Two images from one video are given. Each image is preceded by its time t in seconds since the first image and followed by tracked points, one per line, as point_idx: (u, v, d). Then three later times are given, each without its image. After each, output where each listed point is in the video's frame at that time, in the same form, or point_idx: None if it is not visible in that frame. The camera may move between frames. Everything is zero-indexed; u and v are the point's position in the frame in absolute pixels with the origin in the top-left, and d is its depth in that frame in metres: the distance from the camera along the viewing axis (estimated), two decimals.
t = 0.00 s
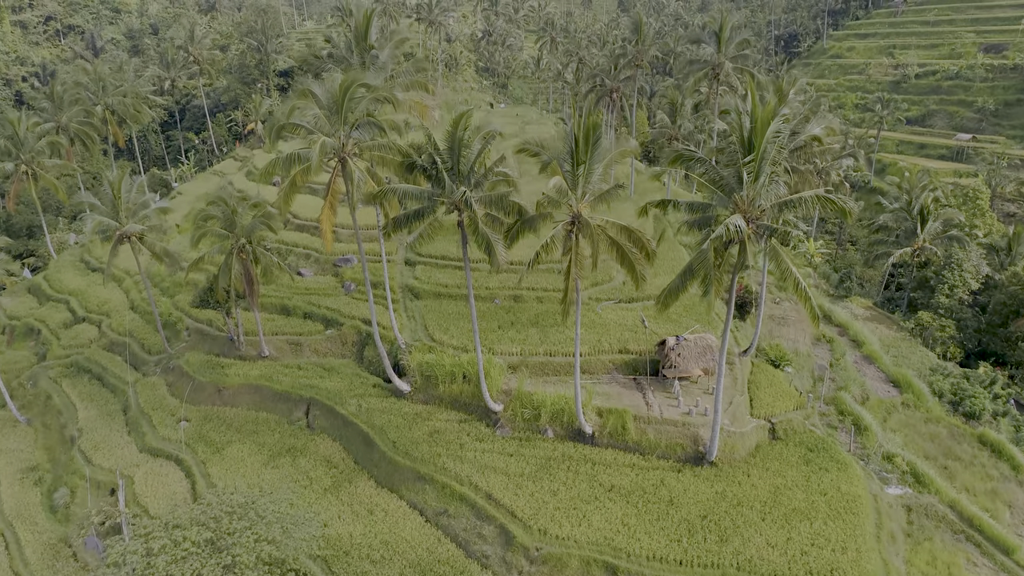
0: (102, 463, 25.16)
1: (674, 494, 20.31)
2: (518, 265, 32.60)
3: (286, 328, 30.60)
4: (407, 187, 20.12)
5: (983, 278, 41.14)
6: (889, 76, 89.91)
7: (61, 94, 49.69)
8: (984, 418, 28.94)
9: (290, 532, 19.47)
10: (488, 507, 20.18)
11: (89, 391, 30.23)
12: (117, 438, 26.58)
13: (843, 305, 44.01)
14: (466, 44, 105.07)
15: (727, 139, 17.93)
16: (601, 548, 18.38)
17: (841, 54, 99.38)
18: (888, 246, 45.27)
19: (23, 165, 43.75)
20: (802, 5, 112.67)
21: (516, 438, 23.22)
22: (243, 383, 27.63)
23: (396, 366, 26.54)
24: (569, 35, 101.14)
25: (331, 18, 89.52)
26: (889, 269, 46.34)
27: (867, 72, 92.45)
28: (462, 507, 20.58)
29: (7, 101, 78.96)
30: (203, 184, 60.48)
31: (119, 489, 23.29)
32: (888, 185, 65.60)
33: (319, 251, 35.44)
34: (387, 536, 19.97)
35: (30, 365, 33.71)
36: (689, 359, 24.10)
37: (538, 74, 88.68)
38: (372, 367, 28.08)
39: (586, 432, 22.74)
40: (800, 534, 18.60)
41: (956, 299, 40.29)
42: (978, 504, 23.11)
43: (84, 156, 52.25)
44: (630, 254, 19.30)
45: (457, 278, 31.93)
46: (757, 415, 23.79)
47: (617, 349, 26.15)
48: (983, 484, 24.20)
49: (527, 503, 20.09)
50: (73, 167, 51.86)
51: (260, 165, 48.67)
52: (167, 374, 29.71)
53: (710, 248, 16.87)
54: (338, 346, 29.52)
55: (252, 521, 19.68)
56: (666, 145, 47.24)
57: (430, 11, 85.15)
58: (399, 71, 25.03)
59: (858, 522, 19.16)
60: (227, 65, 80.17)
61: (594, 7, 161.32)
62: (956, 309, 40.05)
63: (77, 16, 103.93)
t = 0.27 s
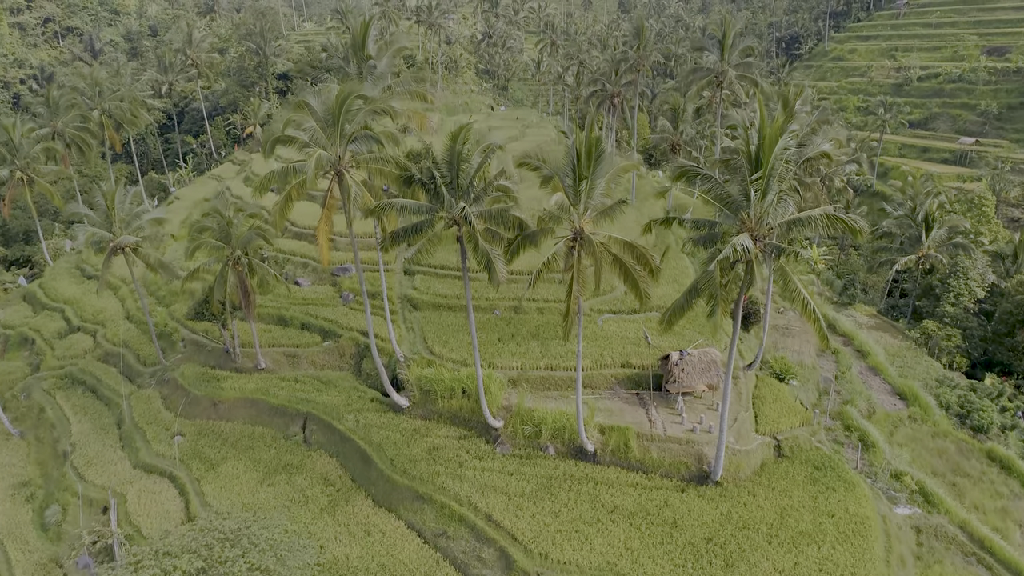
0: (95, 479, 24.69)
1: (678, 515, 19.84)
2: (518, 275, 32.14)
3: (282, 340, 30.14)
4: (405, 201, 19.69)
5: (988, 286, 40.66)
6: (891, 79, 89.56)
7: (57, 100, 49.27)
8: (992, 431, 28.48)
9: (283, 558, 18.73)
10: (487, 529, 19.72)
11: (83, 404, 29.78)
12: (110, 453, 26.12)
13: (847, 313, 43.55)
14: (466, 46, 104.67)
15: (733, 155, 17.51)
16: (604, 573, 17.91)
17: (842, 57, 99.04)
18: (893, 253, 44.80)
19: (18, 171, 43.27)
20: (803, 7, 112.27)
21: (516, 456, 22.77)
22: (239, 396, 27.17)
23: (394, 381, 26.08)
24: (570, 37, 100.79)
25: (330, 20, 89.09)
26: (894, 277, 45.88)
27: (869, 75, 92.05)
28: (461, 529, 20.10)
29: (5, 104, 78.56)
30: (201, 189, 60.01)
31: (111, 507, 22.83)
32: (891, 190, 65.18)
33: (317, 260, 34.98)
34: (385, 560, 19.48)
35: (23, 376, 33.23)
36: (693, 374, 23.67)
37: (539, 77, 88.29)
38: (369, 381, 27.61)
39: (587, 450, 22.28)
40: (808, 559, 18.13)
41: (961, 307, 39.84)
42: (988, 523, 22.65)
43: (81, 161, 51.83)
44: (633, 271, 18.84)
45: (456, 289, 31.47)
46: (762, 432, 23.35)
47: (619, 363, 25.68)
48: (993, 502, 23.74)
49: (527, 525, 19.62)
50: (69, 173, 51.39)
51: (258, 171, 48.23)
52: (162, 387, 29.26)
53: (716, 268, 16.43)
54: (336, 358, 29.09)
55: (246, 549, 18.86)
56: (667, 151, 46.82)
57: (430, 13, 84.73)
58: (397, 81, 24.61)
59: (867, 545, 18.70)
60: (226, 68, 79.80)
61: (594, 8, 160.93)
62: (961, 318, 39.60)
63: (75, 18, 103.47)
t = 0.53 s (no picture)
0: (87, 496, 24.22)
1: (682, 538, 19.34)
2: (519, 285, 31.64)
3: (279, 352, 29.66)
4: (402, 216, 19.21)
5: (994, 294, 40.15)
6: (893, 81, 89.16)
7: (52, 105, 48.86)
8: (1001, 446, 27.99)
9: None
10: (487, 552, 19.25)
11: (76, 417, 29.29)
12: (103, 469, 25.63)
13: (851, 321, 43.06)
14: (466, 47, 104.15)
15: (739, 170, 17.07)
16: None
17: (844, 59, 98.64)
18: (897, 260, 44.30)
19: (13, 178, 42.81)
20: (804, 9, 111.86)
21: (517, 474, 22.28)
22: (234, 410, 26.69)
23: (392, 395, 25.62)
24: (570, 40, 100.36)
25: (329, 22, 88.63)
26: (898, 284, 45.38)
27: (871, 77, 91.61)
28: (460, 551, 19.62)
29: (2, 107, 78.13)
30: (199, 194, 59.52)
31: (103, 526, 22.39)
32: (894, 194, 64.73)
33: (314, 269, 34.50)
34: None
35: (16, 388, 32.71)
36: (697, 390, 23.22)
37: (539, 79, 87.88)
38: (367, 394, 27.13)
39: (589, 468, 21.79)
40: None
41: (966, 316, 39.36)
42: (998, 542, 22.17)
43: (77, 166, 51.40)
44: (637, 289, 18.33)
45: (455, 299, 30.98)
46: (767, 450, 22.89)
47: (622, 377, 25.20)
48: (1003, 520, 23.25)
49: (528, 548, 19.13)
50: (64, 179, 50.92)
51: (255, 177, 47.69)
52: (156, 400, 28.76)
53: (722, 288, 15.93)
54: (333, 370, 28.63)
55: None
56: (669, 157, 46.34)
57: (430, 15, 84.29)
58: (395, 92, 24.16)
59: (877, 570, 18.19)
60: (224, 71, 79.41)
61: (595, 9, 160.52)
62: (967, 327, 39.12)
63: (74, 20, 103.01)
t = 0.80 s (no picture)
0: (78, 516, 23.70)
1: (688, 564, 18.79)
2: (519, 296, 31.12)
3: (275, 366, 29.14)
4: (400, 234, 18.67)
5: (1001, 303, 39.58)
6: (896, 84, 88.75)
7: (47, 110, 48.32)
8: (1011, 462, 27.46)
9: None
10: None
11: (68, 433, 28.75)
12: (95, 487, 25.09)
13: (855, 331, 42.55)
14: (466, 50, 103.68)
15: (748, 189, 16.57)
16: None
17: (846, 62, 98.23)
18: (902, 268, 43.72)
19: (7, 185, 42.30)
20: (806, 11, 111.44)
21: (518, 495, 21.73)
22: (229, 427, 26.15)
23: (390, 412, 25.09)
24: (571, 42, 99.90)
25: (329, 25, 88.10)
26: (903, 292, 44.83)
27: (873, 80, 91.15)
28: None
29: None
30: (196, 199, 58.98)
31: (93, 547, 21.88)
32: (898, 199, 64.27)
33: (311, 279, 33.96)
34: None
35: (8, 401, 32.17)
36: (701, 408, 22.69)
37: (540, 82, 87.44)
38: (364, 410, 26.61)
39: (592, 490, 21.25)
40: None
41: (973, 326, 38.79)
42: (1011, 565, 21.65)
43: (73, 172, 50.89)
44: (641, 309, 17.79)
45: (455, 311, 30.44)
46: (774, 470, 22.38)
47: (625, 394, 24.68)
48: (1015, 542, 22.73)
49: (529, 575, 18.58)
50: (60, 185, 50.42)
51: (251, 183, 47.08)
52: (150, 415, 28.23)
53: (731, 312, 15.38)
54: (330, 385, 28.14)
55: None
56: (671, 163, 45.78)
57: (429, 18, 83.78)
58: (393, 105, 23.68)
59: None
60: (223, 74, 78.95)
61: (595, 11, 160.13)
62: (974, 337, 38.57)
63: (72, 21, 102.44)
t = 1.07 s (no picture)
0: (69, 535, 23.17)
1: None
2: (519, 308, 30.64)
3: (271, 379, 28.68)
4: (397, 251, 18.17)
5: (1008, 311, 39.00)
6: (898, 87, 88.31)
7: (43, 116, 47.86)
8: (1020, 477, 27.00)
9: None
10: None
11: (61, 447, 28.25)
12: (87, 505, 24.59)
13: (860, 340, 42.10)
14: (466, 52, 103.18)
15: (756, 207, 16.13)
16: None
17: (848, 64, 97.89)
18: (907, 276, 43.15)
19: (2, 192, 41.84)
20: (807, 13, 111.00)
21: (518, 515, 21.20)
22: (224, 442, 25.69)
23: (388, 428, 24.62)
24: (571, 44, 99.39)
25: (328, 27, 87.59)
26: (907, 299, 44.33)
27: (875, 83, 90.70)
28: None
29: None
30: (193, 204, 58.46)
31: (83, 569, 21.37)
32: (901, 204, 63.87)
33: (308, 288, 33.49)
34: None
35: None
36: (705, 426, 22.23)
37: (540, 85, 87.04)
38: (362, 425, 26.11)
39: (593, 510, 20.76)
40: None
41: (980, 335, 38.26)
42: None
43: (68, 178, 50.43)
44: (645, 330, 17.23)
45: (454, 323, 29.94)
46: (779, 489, 21.93)
47: (627, 410, 24.22)
48: None
49: None
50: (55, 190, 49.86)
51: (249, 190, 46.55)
52: (143, 429, 27.75)
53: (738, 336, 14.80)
54: (327, 399, 27.68)
55: None
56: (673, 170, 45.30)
57: (429, 20, 83.29)
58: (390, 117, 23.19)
59: None
60: (221, 77, 78.51)
61: (595, 12, 159.60)
62: (980, 346, 38.07)
63: (71, 22, 101.81)
